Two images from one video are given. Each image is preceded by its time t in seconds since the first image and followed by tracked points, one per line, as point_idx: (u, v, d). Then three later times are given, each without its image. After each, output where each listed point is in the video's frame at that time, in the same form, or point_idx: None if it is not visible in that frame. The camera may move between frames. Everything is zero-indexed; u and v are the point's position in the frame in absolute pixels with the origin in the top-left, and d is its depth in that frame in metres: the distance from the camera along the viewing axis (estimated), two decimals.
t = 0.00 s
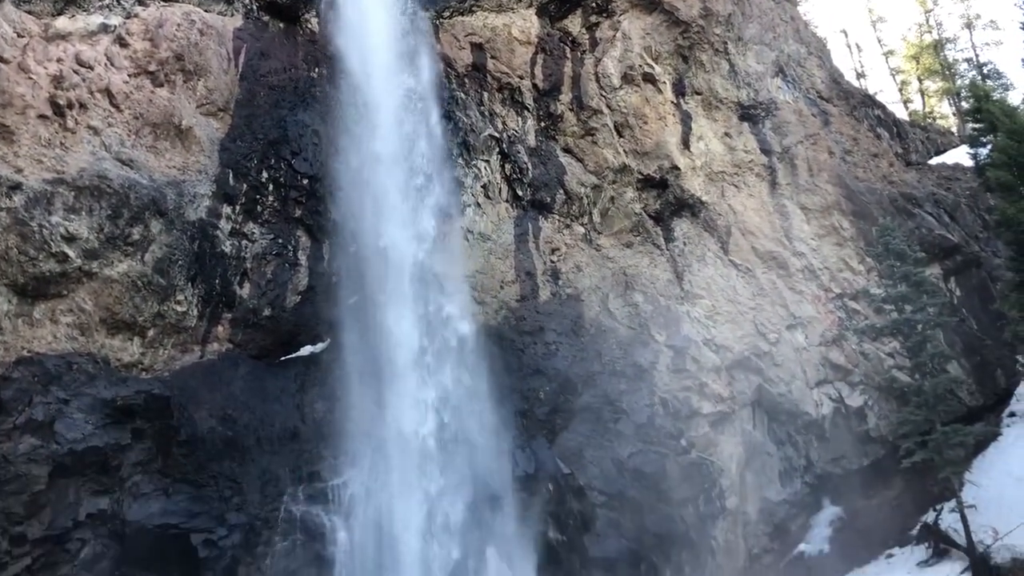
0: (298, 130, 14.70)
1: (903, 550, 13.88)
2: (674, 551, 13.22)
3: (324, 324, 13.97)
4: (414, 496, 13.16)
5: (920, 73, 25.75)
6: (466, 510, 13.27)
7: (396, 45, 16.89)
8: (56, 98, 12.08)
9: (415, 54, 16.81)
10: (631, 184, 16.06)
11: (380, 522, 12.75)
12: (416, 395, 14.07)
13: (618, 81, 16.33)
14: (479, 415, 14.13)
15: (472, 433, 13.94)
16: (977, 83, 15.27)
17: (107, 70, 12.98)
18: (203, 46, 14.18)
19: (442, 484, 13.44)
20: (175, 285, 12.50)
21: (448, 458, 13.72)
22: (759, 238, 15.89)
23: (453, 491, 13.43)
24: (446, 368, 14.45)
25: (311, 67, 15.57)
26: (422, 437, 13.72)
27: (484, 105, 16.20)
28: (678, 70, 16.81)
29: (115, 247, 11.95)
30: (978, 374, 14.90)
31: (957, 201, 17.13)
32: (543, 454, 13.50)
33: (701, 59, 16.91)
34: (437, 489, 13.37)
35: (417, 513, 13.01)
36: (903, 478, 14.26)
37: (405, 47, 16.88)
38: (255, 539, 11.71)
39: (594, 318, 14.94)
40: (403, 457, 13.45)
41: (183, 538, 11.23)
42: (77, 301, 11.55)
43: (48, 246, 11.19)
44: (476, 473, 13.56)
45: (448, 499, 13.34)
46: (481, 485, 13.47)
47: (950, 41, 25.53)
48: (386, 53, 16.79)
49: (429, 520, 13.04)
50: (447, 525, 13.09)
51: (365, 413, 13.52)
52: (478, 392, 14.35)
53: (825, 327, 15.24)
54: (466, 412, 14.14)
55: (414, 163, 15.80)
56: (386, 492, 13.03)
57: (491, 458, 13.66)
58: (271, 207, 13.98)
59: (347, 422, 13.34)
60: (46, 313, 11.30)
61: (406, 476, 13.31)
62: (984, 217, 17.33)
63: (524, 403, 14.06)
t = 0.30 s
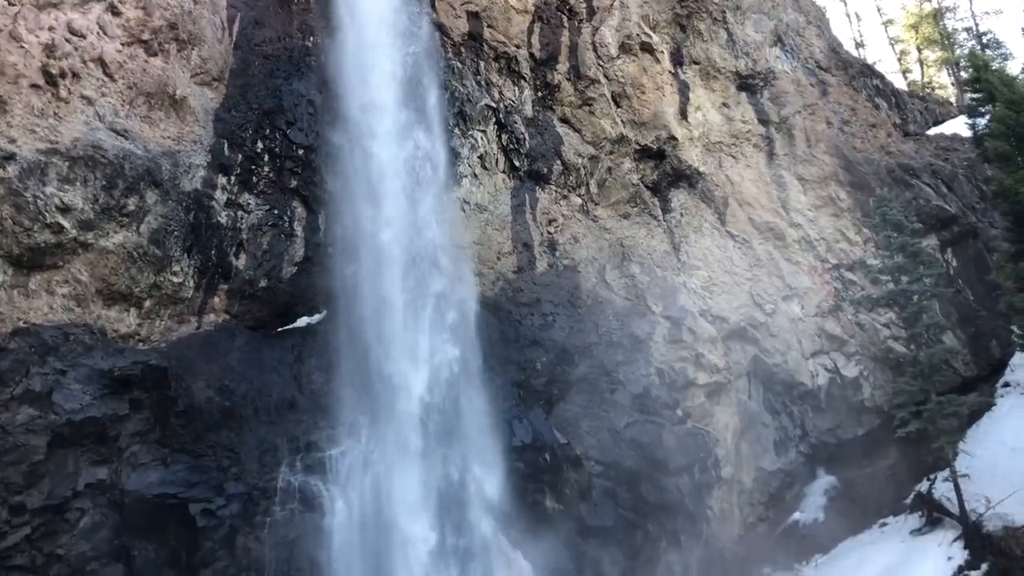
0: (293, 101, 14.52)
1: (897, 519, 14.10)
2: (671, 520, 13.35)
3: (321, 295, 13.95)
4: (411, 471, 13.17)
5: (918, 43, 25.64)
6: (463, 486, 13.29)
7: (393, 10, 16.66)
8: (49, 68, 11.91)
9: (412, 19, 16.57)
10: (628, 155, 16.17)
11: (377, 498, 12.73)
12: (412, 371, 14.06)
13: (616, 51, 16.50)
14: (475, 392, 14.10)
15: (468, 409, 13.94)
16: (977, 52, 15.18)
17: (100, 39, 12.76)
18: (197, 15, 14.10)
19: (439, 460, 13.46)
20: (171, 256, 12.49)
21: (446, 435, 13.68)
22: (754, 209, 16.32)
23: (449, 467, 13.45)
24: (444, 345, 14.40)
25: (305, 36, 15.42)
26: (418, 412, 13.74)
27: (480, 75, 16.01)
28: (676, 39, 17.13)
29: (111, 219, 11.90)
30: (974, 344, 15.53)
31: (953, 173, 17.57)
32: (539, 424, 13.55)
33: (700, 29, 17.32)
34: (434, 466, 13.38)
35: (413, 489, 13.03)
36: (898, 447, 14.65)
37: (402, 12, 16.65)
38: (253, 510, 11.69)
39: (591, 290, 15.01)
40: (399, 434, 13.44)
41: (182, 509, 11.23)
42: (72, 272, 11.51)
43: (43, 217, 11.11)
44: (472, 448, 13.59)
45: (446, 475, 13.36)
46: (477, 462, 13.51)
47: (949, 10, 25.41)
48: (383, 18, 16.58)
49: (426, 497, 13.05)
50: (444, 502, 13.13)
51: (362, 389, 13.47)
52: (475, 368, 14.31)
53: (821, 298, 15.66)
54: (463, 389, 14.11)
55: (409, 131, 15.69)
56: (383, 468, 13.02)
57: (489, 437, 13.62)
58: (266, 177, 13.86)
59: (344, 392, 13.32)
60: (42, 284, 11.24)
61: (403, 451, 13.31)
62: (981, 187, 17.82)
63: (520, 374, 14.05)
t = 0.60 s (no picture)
0: (288, 74, 14.38)
1: (890, 492, 14.34)
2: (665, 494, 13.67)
3: (319, 270, 13.96)
4: (409, 462, 13.04)
5: (918, 16, 25.53)
6: (462, 478, 13.15)
7: None
8: (42, 40, 11.82)
9: None
10: (625, 129, 16.15)
11: (376, 489, 12.63)
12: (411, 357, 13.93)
13: (614, 23, 16.53)
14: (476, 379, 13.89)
15: (468, 396, 13.75)
16: (976, 26, 15.19)
17: (93, 11, 12.70)
18: None
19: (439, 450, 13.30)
20: (167, 231, 12.47)
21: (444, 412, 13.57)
22: (751, 183, 16.46)
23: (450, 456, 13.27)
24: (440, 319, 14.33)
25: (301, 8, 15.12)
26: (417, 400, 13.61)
27: (477, 48, 15.84)
28: (674, 12, 17.04)
29: (106, 193, 11.86)
30: (970, 318, 15.78)
31: (951, 146, 17.81)
32: (536, 398, 13.61)
33: (698, 2, 17.26)
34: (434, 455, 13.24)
35: (412, 481, 12.91)
36: (893, 421, 14.81)
37: None
38: (251, 484, 11.79)
39: (588, 265, 15.01)
40: (398, 422, 13.29)
41: (180, 482, 11.31)
42: (69, 247, 11.49)
43: (38, 191, 11.07)
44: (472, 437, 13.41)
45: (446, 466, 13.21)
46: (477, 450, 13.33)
47: None
48: None
49: (421, 476, 13.01)
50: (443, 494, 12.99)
51: (359, 373, 13.35)
52: (474, 354, 14.11)
53: (818, 273, 15.79)
54: (463, 376, 13.92)
55: (406, 104, 15.58)
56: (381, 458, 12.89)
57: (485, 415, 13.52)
58: (261, 152, 13.81)
59: (341, 367, 13.30)
60: (38, 259, 11.21)
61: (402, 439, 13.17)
62: (978, 161, 18.04)
63: (517, 349, 14.09)
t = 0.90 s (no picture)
0: (283, 52, 14.33)
1: (887, 469, 14.36)
2: (665, 471, 13.78)
3: (317, 253, 14.03)
4: (405, 440, 13.05)
5: None
6: (459, 463, 13.17)
7: None
8: (35, 18, 11.66)
9: None
10: (622, 107, 16.28)
11: (374, 490, 12.49)
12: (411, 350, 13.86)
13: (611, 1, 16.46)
14: (473, 364, 13.94)
15: (467, 387, 13.76)
16: (975, 3, 15.20)
17: None
18: None
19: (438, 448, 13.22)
20: (163, 211, 12.40)
21: (439, 391, 13.69)
22: (748, 161, 16.73)
23: (449, 456, 13.18)
24: (435, 298, 14.42)
25: None
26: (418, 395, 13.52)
27: (473, 25, 15.81)
28: None
29: (102, 172, 11.75)
30: (965, 297, 16.01)
31: (948, 125, 18.10)
32: (532, 376, 13.66)
33: None
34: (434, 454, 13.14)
35: (411, 472, 12.83)
36: (889, 397, 15.01)
37: None
38: (249, 463, 11.65)
39: (586, 244, 15.28)
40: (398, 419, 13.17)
41: (180, 460, 11.12)
42: (65, 227, 11.41)
43: (33, 171, 10.94)
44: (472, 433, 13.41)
45: (446, 465, 13.13)
46: (473, 434, 13.37)
47: None
48: None
49: (418, 454, 13.01)
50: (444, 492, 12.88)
51: (357, 361, 13.34)
52: (469, 333, 14.20)
53: (815, 250, 16.07)
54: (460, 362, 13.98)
55: (400, 85, 15.63)
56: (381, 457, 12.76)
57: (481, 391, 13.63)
58: (257, 131, 13.73)
59: (338, 345, 13.35)
60: (33, 239, 11.17)
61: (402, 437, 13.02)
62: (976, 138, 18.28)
63: (514, 328, 14.14)
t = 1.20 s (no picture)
0: (277, 32, 14.15)
1: (883, 447, 14.43)
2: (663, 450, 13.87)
3: (308, 231, 13.89)
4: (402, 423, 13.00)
5: None
6: (457, 447, 13.13)
7: None
8: None
9: None
10: (619, 86, 16.48)
11: (373, 484, 12.38)
12: (410, 342, 13.71)
13: None
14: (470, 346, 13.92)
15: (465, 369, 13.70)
16: None
17: None
18: None
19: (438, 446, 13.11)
20: (158, 192, 12.33)
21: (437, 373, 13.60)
22: (745, 140, 16.83)
23: (449, 449, 13.10)
24: (432, 281, 14.35)
25: None
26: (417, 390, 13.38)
27: (468, 5, 15.91)
28: None
29: (96, 154, 11.71)
30: (963, 274, 16.12)
31: (946, 103, 18.22)
32: (530, 356, 13.68)
33: None
34: (433, 452, 13.05)
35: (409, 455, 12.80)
36: (885, 376, 15.23)
37: None
38: (248, 444, 11.54)
39: (582, 224, 15.40)
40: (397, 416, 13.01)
41: (177, 442, 11.05)
42: (60, 209, 11.42)
43: (27, 153, 10.92)
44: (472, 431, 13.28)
45: (442, 448, 13.11)
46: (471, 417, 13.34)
47: None
48: None
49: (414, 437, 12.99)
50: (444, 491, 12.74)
51: (355, 344, 13.24)
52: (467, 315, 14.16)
53: (812, 229, 16.21)
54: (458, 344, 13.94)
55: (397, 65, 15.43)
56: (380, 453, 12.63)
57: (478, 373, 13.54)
58: (252, 112, 13.63)
59: (336, 326, 13.31)
60: (28, 222, 11.16)
61: (401, 434, 12.90)
62: (973, 116, 18.38)
63: (511, 308, 14.24)
